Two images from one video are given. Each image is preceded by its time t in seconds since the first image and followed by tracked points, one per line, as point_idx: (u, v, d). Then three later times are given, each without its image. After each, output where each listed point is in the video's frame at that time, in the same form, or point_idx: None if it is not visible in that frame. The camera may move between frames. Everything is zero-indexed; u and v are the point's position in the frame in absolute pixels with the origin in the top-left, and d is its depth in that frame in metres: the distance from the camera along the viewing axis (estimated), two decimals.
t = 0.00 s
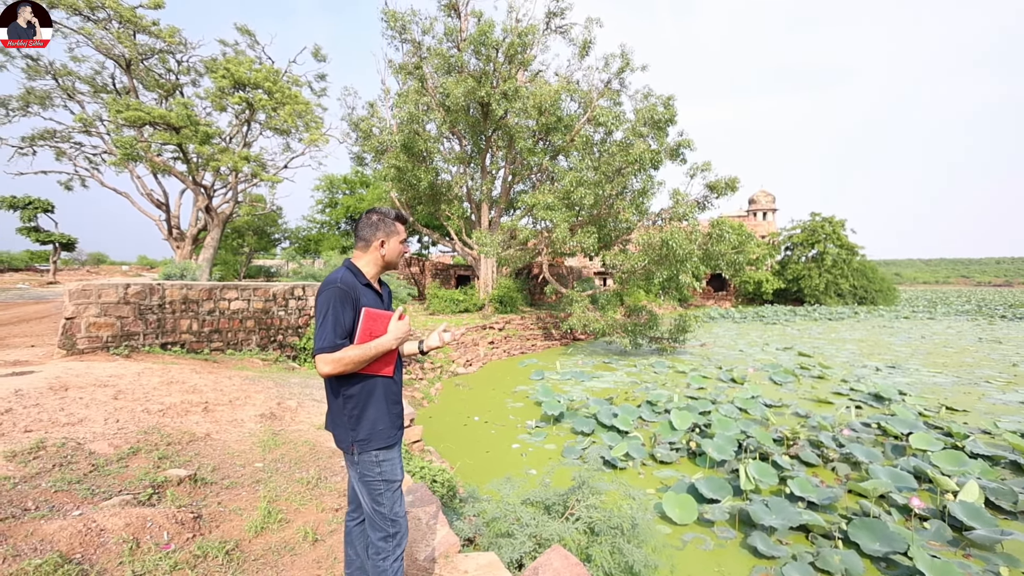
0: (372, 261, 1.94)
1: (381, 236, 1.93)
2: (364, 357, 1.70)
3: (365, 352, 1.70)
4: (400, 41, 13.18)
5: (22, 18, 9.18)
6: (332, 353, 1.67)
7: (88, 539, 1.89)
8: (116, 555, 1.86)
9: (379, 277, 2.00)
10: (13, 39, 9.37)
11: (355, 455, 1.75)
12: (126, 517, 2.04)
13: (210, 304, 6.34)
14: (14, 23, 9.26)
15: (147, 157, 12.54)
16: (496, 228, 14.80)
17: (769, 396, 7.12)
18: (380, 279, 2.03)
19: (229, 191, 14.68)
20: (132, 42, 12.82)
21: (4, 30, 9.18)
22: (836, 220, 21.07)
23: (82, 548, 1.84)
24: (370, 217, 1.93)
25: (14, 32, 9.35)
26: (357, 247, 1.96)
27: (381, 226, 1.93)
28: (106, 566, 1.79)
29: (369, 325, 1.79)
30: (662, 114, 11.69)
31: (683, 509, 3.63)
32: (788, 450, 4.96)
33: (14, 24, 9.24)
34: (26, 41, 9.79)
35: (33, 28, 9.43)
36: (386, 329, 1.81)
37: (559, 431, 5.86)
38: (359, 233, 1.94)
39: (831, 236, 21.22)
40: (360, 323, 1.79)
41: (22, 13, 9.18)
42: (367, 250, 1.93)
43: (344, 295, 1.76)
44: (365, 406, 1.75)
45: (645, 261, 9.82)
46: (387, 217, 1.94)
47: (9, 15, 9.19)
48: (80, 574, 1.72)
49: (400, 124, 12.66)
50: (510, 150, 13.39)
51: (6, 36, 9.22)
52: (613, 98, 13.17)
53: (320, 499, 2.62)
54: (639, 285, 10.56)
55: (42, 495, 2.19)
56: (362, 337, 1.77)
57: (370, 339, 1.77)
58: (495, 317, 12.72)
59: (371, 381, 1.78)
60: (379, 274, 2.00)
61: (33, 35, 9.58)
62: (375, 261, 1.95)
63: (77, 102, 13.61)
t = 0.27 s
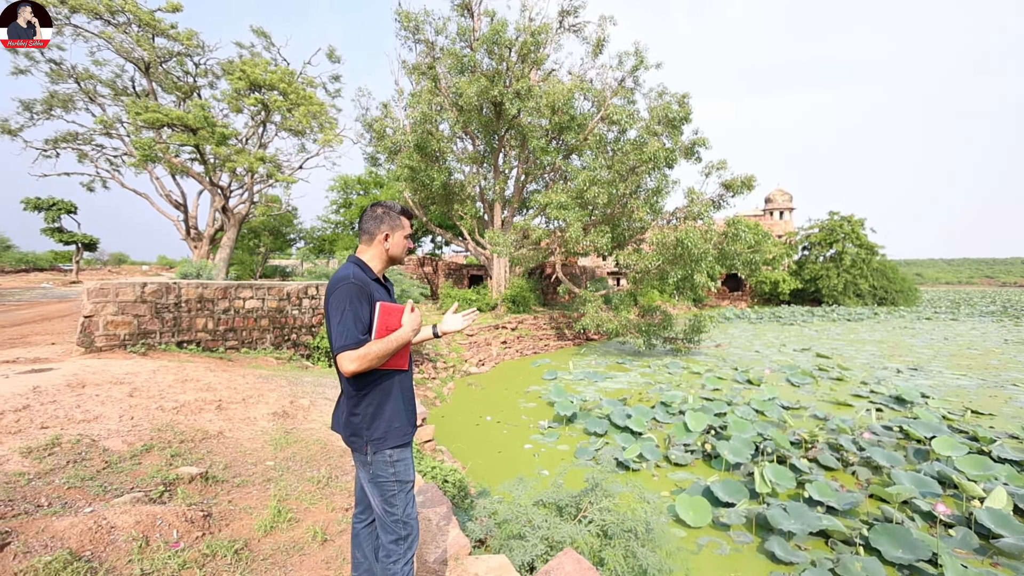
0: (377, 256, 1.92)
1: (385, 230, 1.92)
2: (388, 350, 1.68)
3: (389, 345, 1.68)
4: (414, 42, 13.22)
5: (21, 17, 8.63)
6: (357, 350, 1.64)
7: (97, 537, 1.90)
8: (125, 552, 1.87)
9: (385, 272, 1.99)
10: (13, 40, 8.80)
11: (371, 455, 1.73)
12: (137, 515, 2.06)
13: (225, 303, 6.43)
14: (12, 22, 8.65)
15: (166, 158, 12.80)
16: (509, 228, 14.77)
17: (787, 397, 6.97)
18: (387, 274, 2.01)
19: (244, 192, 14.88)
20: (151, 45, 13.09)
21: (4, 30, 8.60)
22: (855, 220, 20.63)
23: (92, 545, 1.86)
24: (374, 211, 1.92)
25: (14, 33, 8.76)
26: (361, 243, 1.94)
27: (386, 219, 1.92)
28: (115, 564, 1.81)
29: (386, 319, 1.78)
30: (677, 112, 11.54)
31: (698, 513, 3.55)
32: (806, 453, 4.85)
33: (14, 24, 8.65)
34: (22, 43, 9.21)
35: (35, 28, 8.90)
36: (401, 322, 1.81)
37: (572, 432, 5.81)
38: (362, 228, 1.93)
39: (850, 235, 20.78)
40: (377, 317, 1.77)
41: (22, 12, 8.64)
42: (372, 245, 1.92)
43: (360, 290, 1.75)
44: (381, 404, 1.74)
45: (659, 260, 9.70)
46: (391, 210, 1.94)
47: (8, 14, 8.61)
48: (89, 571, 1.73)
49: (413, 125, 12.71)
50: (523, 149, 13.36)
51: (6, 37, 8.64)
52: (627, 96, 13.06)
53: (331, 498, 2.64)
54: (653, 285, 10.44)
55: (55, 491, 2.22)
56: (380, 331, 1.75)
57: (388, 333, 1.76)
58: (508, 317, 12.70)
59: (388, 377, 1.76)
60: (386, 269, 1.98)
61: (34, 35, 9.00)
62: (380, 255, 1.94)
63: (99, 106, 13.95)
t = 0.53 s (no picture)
0: (388, 253, 1.89)
1: (397, 228, 1.89)
2: (390, 348, 1.64)
3: (391, 342, 1.65)
4: (425, 41, 13.22)
5: (21, 18, 8.24)
6: (359, 345, 1.61)
7: (101, 538, 1.90)
8: (129, 553, 1.87)
9: (395, 270, 1.96)
10: (13, 40, 8.32)
11: (374, 457, 1.70)
12: (141, 516, 2.06)
13: (236, 302, 6.47)
14: (13, 22, 8.20)
15: (177, 158, 12.97)
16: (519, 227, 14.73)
17: (802, 398, 6.84)
18: (396, 273, 1.98)
19: (256, 192, 15.04)
20: (163, 44, 13.28)
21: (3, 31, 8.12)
22: (870, 219, 20.28)
23: (94, 547, 1.86)
24: (388, 209, 1.90)
25: (14, 33, 8.29)
26: (372, 239, 1.91)
27: (398, 217, 1.90)
28: (118, 566, 1.80)
29: (392, 316, 1.74)
30: (689, 110, 11.42)
31: (710, 515, 3.47)
32: (820, 453, 4.74)
33: (14, 24, 8.21)
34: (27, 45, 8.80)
35: (35, 29, 8.51)
36: (407, 320, 1.78)
37: (583, 432, 5.74)
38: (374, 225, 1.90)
39: (864, 235, 20.43)
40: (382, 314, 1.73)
41: (22, 12, 8.22)
42: (382, 242, 1.89)
43: (366, 286, 1.71)
44: (385, 404, 1.70)
45: (671, 260, 9.59)
46: (404, 208, 1.91)
47: (7, 14, 8.16)
48: (91, 573, 1.73)
49: (424, 124, 12.72)
50: (533, 148, 13.31)
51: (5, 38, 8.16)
52: (638, 96, 12.96)
53: (338, 499, 2.61)
54: (664, 285, 10.33)
55: (59, 491, 2.22)
56: (385, 328, 1.71)
57: (392, 330, 1.72)
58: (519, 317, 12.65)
59: (391, 376, 1.72)
60: (396, 267, 1.95)
61: (33, 35, 8.56)
62: (390, 253, 1.91)
63: (110, 104, 14.20)
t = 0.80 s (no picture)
0: (391, 249, 1.87)
1: (402, 225, 1.88)
2: (388, 345, 1.62)
3: (389, 340, 1.63)
4: (432, 40, 13.22)
5: (21, 18, 8.31)
6: (356, 341, 1.59)
7: (102, 538, 1.90)
8: (130, 554, 1.86)
9: (399, 267, 1.94)
10: (13, 40, 8.37)
11: (371, 457, 1.68)
12: (143, 516, 2.05)
13: (242, 302, 6.49)
14: (13, 22, 8.26)
15: (183, 157, 13.08)
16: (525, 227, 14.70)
17: (809, 398, 6.77)
18: (401, 270, 1.96)
19: (263, 191, 15.11)
20: (168, 42, 13.36)
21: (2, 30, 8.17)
22: (879, 219, 20.07)
23: (95, 547, 1.85)
24: (393, 206, 1.88)
25: (14, 33, 8.37)
26: (377, 235, 1.90)
27: (403, 214, 1.88)
28: (118, 567, 1.79)
29: (393, 314, 1.72)
30: (697, 110, 11.34)
31: (716, 516, 3.43)
32: (827, 453, 4.68)
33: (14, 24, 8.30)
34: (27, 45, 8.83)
35: (35, 29, 8.56)
36: (408, 319, 1.75)
37: (589, 432, 5.70)
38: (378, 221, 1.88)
39: (872, 235, 20.22)
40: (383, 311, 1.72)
41: (22, 12, 8.29)
42: (388, 239, 1.87)
43: (368, 282, 1.69)
44: (384, 403, 1.68)
45: (678, 260, 9.53)
46: (408, 204, 1.89)
47: (7, 14, 8.23)
48: (91, 574, 1.72)
49: (430, 124, 12.73)
50: (539, 148, 13.28)
51: (5, 37, 8.23)
52: (645, 95, 12.90)
53: (342, 499, 2.60)
54: (671, 285, 10.27)
55: (61, 491, 2.23)
56: (384, 326, 1.69)
57: (392, 328, 1.69)
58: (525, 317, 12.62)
59: (390, 375, 1.70)
60: (400, 265, 1.94)
61: (34, 35, 8.63)
62: (394, 249, 1.89)
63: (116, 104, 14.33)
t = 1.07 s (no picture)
0: (392, 250, 1.89)
1: (404, 225, 1.89)
2: (378, 345, 1.62)
3: (380, 340, 1.63)
4: (433, 40, 13.23)
5: (21, 18, 8.29)
6: (345, 339, 1.60)
7: (105, 536, 1.91)
8: (133, 552, 1.88)
9: (400, 268, 1.95)
10: (13, 40, 8.35)
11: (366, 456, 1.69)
12: (146, 514, 2.07)
13: (243, 301, 6.51)
14: (13, 23, 8.24)
15: (186, 157, 13.10)
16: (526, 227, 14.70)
17: (810, 398, 6.77)
18: (401, 270, 1.97)
19: (265, 191, 15.15)
20: (171, 42, 13.39)
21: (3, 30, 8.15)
22: (881, 219, 20.01)
23: (98, 545, 1.87)
24: (395, 206, 1.89)
25: (14, 33, 8.36)
26: (379, 235, 1.92)
27: (404, 214, 1.89)
28: (121, 564, 1.81)
29: (386, 314, 1.73)
30: (699, 110, 11.33)
31: (717, 515, 3.43)
32: (828, 453, 4.67)
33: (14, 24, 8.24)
34: (27, 45, 8.81)
35: (36, 29, 8.53)
36: (403, 319, 1.75)
37: (590, 432, 5.71)
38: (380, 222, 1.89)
39: (874, 235, 20.15)
40: (377, 311, 1.72)
41: (22, 12, 8.29)
42: (389, 239, 1.88)
43: (362, 281, 1.71)
44: (378, 402, 1.69)
45: (680, 260, 9.52)
46: (410, 206, 1.90)
47: (8, 15, 8.23)
48: (95, 571, 1.74)
49: (432, 124, 12.74)
50: (541, 148, 13.28)
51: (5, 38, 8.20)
52: (647, 95, 12.89)
53: (344, 498, 2.61)
54: (672, 285, 10.26)
55: (65, 489, 2.24)
56: (378, 325, 1.70)
57: (384, 328, 1.69)
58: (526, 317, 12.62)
59: (382, 374, 1.71)
60: (400, 265, 1.95)
61: (34, 35, 8.59)
62: (395, 250, 1.90)
63: (119, 104, 14.38)
